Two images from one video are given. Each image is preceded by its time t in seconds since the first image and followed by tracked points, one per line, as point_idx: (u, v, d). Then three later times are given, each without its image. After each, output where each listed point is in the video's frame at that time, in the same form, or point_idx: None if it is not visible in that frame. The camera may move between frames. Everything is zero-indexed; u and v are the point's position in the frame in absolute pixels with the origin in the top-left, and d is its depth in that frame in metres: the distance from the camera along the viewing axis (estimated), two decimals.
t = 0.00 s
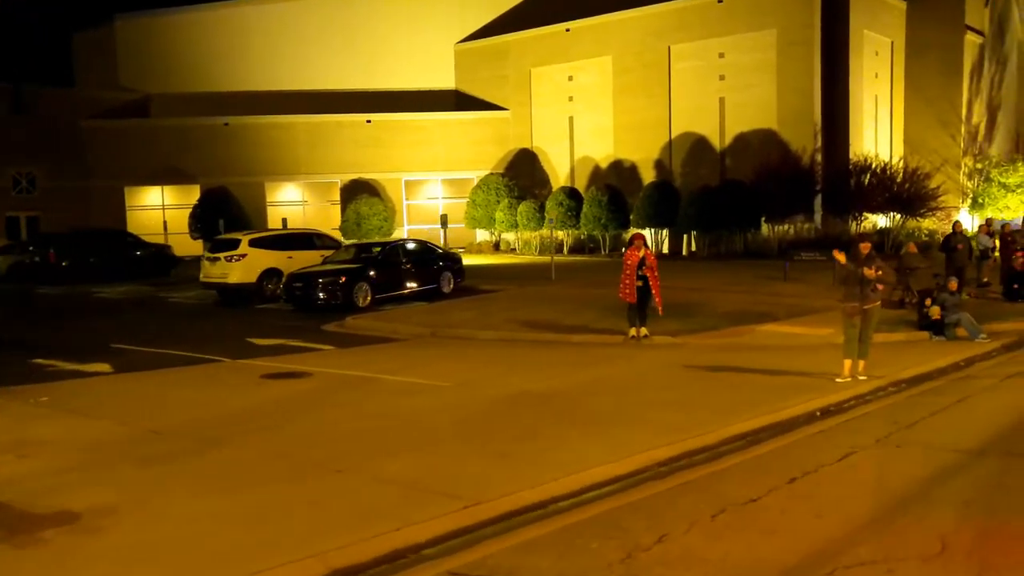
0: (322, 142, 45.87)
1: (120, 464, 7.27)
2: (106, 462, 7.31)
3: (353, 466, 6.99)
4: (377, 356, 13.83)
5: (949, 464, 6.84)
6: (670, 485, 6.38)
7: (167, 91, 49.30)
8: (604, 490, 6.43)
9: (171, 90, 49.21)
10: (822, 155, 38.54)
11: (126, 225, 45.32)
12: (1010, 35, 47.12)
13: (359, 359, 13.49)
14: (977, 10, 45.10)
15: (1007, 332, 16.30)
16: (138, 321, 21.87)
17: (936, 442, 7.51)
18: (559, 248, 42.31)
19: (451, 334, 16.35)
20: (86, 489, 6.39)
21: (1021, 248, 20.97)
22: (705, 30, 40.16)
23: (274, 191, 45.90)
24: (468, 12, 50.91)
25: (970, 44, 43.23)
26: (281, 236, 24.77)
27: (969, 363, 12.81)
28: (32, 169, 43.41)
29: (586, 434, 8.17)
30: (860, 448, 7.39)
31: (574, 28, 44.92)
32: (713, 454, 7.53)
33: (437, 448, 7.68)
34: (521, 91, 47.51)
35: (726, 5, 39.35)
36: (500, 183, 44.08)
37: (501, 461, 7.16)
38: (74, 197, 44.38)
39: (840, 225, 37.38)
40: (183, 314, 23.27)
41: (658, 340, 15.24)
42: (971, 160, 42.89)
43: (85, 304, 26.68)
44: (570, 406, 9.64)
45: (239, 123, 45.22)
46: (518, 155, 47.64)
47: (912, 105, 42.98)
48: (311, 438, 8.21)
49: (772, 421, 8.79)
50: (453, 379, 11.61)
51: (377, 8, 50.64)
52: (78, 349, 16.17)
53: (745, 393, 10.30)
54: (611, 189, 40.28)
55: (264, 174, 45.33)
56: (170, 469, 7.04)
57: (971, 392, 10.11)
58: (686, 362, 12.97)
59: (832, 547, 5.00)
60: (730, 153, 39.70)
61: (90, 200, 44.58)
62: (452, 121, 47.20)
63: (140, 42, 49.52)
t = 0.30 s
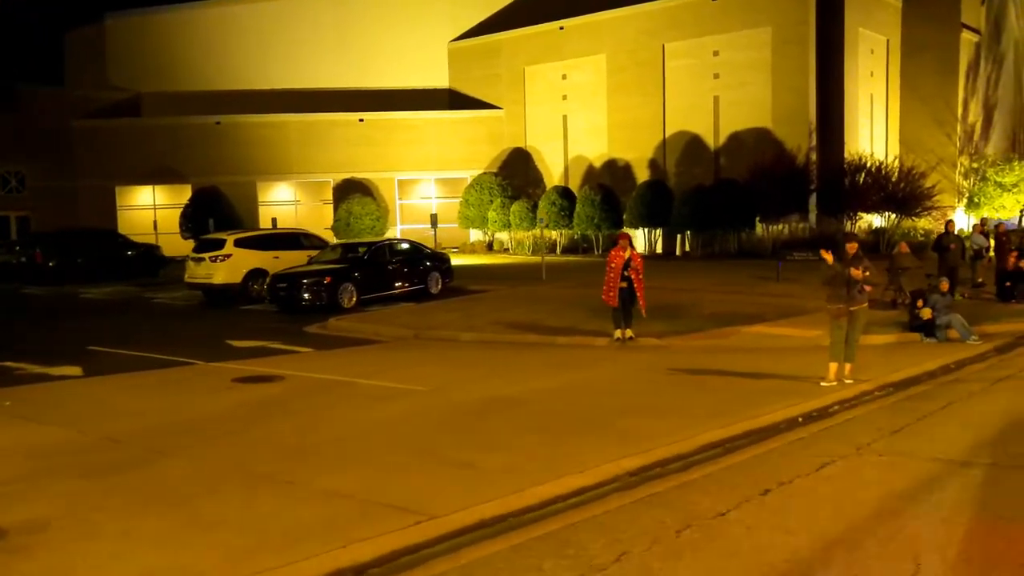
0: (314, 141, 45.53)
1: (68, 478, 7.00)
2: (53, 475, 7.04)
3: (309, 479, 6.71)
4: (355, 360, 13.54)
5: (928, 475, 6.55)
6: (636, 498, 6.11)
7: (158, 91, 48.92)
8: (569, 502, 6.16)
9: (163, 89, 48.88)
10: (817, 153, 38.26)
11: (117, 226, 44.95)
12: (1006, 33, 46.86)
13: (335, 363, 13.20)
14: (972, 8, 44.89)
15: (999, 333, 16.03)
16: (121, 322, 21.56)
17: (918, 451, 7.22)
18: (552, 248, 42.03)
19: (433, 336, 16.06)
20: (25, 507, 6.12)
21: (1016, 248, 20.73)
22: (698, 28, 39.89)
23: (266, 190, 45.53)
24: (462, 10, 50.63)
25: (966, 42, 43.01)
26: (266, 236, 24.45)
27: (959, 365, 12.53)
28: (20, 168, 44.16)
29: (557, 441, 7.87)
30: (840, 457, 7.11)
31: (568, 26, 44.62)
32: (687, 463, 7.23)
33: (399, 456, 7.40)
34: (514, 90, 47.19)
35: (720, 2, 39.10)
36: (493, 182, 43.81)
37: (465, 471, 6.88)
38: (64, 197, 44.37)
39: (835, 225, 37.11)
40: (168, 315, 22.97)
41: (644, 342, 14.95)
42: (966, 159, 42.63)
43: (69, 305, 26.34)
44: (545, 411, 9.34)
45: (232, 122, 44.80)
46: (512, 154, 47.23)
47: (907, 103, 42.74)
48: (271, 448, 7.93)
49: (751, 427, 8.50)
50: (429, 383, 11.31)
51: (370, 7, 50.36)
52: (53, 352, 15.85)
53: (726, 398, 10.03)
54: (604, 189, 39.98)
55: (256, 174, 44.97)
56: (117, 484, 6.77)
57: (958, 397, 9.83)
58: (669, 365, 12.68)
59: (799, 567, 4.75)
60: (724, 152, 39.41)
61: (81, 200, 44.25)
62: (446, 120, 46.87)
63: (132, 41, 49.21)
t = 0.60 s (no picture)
0: (307, 140, 45.16)
1: (9, 487, 6.70)
2: None
3: (263, 489, 6.41)
4: (332, 361, 13.24)
5: (910, 486, 6.25)
6: (603, 509, 5.81)
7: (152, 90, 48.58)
8: (531, 515, 5.89)
9: (156, 88, 48.54)
10: (812, 153, 37.96)
11: (109, 225, 44.59)
12: (1002, 34, 46.62)
13: (312, 364, 12.90)
14: (969, 8, 44.59)
15: (992, 336, 15.74)
16: (104, 322, 21.24)
17: (901, 461, 6.92)
18: (546, 248, 41.75)
19: (416, 338, 15.77)
20: None
21: (1012, 249, 20.36)
22: (693, 27, 39.61)
23: (259, 189, 45.19)
24: (456, 9, 50.35)
25: (963, 42, 42.75)
26: (253, 235, 24.13)
27: (950, 369, 12.23)
28: (13, 167, 42.94)
29: (527, 447, 7.57)
30: (819, 467, 6.81)
31: (563, 25, 44.32)
32: (660, 471, 6.93)
33: (361, 464, 7.09)
34: (509, 89, 46.87)
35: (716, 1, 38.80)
36: (487, 181, 43.62)
37: (427, 480, 6.58)
38: (54, 197, 43.77)
39: (830, 225, 36.85)
40: (153, 316, 22.65)
41: (630, 344, 14.66)
42: (963, 159, 42.36)
43: (54, 305, 26.01)
44: (519, 415, 9.03)
45: (224, 121, 44.49)
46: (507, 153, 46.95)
47: (903, 104, 42.46)
48: (230, 452, 7.65)
49: (731, 434, 8.19)
50: (404, 385, 11.02)
51: (362, 6, 50.06)
52: (28, 353, 15.53)
53: (708, 402, 9.74)
54: (598, 188, 39.67)
55: (249, 173, 44.66)
56: (60, 494, 6.48)
57: (946, 402, 9.53)
58: (653, 367, 12.37)
59: None
60: (719, 152, 39.11)
61: (72, 199, 43.86)
62: (440, 119, 46.55)
63: (125, 37, 48.92)
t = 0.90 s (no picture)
0: (301, 140, 44.87)
1: None
2: None
3: (218, 498, 6.16)
4: (312, 364, 13.00)
5: (892, 496, 6.00)
6: (571, 522, 5.58)
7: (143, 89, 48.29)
8: (497, 526, 5.66)
9: (149, 88, 48.26)
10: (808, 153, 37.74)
11: (102, 225, 44.27)
12: (999, 34, 46.43)
13: (290, 367, 12.64)
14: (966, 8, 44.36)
15: (985, 338, 15.50)
16: (88, 323, 20.96)
17: (885, 469, 6.67)
18: (540, 249, 41.51)
19: (401, 339, 15.52)
20: None
21: (1006, 251, 19.91)
22: (688, 26, 39.37)
23: (253, 190, 44.92)
24: (451, 9, 50.11)
25: (959, 42, 42.55)
26: (240, 235, 23.88)
27: (941, 372, 12.00)
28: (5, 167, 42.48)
29: (499, 452, 7.32)
30: (799, 475, 6.56)
31: (558, 24, 44.07)
32: (634, 480, 6.70)
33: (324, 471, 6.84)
34: (503, 88, 46.60)
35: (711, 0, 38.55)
36: (481, 181, 43.42)
37: (389, 488, 6.33)
38: (46, 197, 43.41)
39: (825, 226, 36.63)
40: (138, 317, 22.36)
41: (617, 346, 14.42)
42: (959, 160, 42.15)
43: (41, 306, 25.69)
44: (494, 420, 8.78)
45: (217, 121, 44.21)
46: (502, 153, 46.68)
47: (900, 104, 42.21)
48: (192, 458, 7.41)
49: (713, 439, 7.95)
50: (382, 388, 10.75)
51: (356, 6, 49.84)
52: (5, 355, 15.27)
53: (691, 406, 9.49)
54: (592, 189, 39.45)
55: (242, 173, 44.38)
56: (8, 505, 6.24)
57: (936, 407, 9.29)
58: (638, 370, 12.12)
59: None
60: (715, 152, 38.87)
61: (65, 199, 43.54)
62: (434, 119, 46.33)
63: (119, 37, 48.69)
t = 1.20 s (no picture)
0: (294, 140, 44.54)
1: None
2: None
3: (169, 510, 5.90)
4: (291, 367, 12.71)
5: (871, 507, 5.74)
6: (533, 537, 5.33)
7: (136, 89, 48.00)
8: (457, 542, 5.41)
9: (142, 87, 47.97)
10: (804, 152, 37.49)
11: (93, 226, 43.93)
12: (996, 32, 46.19)
13: (268, 370, 12.36)
14: (962, 6, 44.12)
15: (979, 339, 15.24)
16: (72, 325, 20.68)
17: (866, 477, 6.40)
18: (534, 249, 41.24)
19: (384, 341, 15.24)
20: None
21: (1003, 251, 19.30)
22: (683, 25, 39.10)
23: (246, 190, 44.60)
24: (445, 8, 49.84)
25: (956, 41, 42.33)
26: (228, 235, 23.60)
27: (932, 374, 11.74)
28: None
29: (466, 461, 7.05)
30: (776, 484, 6.29)
31: (552, 23, 43.77)
32: (605, 490, 6.44)
33: (282, 482, 6.59)
34: (498, 87, 46.31)
35: None
36: (475, 181, 43.16)
37: (347, 500, 6.07)
38: (37, 197, 43.07)
39: (821, 225, 36.35)
40: (123, 318, 22.08)
41: (603, 348, 14.14)
42: (956, 159, 41.89)
43: (25, 308, 25.32)
44: (467, 426, 8.51)
45: (210, 120, 43.90)
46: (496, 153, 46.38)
47: (896, 103, 41.92)
48: (150, 467, 7.13)
49: (691, 447, 7.68)
50: (358, 392, 10.48)
51: (350, 5, 49.57)
52: None
53: (672, 411, 9.22)
54: (587, 188, 39.20)
55: (235, 173, 44.09)
56: None
57: (924, 412, 9.03)
58: (623, 373, 11.84)
59: None
60: (710, 151, 38.62)
61: (56, 199, 43.24)
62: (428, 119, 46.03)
63: (111, 35, 48.41)
